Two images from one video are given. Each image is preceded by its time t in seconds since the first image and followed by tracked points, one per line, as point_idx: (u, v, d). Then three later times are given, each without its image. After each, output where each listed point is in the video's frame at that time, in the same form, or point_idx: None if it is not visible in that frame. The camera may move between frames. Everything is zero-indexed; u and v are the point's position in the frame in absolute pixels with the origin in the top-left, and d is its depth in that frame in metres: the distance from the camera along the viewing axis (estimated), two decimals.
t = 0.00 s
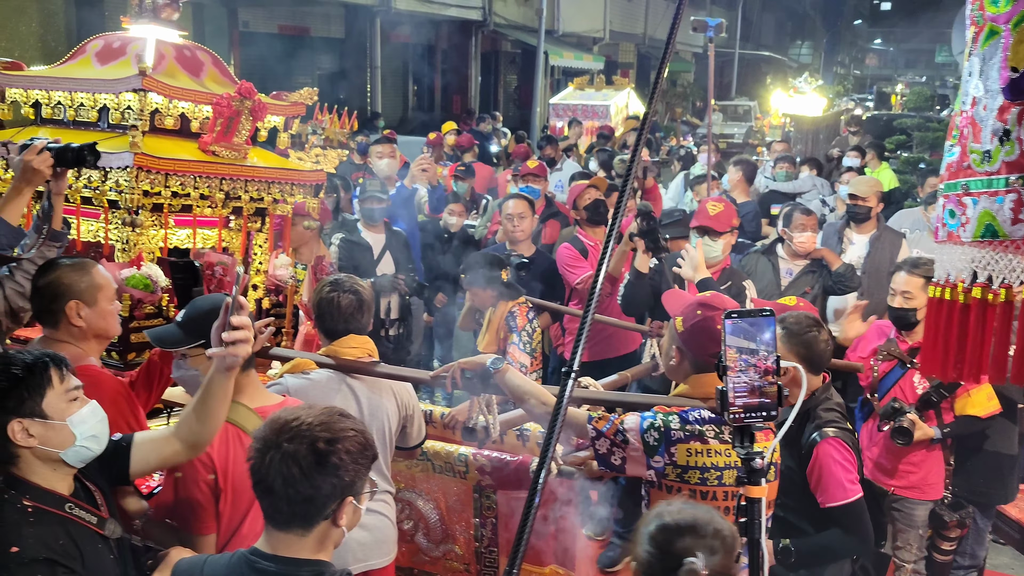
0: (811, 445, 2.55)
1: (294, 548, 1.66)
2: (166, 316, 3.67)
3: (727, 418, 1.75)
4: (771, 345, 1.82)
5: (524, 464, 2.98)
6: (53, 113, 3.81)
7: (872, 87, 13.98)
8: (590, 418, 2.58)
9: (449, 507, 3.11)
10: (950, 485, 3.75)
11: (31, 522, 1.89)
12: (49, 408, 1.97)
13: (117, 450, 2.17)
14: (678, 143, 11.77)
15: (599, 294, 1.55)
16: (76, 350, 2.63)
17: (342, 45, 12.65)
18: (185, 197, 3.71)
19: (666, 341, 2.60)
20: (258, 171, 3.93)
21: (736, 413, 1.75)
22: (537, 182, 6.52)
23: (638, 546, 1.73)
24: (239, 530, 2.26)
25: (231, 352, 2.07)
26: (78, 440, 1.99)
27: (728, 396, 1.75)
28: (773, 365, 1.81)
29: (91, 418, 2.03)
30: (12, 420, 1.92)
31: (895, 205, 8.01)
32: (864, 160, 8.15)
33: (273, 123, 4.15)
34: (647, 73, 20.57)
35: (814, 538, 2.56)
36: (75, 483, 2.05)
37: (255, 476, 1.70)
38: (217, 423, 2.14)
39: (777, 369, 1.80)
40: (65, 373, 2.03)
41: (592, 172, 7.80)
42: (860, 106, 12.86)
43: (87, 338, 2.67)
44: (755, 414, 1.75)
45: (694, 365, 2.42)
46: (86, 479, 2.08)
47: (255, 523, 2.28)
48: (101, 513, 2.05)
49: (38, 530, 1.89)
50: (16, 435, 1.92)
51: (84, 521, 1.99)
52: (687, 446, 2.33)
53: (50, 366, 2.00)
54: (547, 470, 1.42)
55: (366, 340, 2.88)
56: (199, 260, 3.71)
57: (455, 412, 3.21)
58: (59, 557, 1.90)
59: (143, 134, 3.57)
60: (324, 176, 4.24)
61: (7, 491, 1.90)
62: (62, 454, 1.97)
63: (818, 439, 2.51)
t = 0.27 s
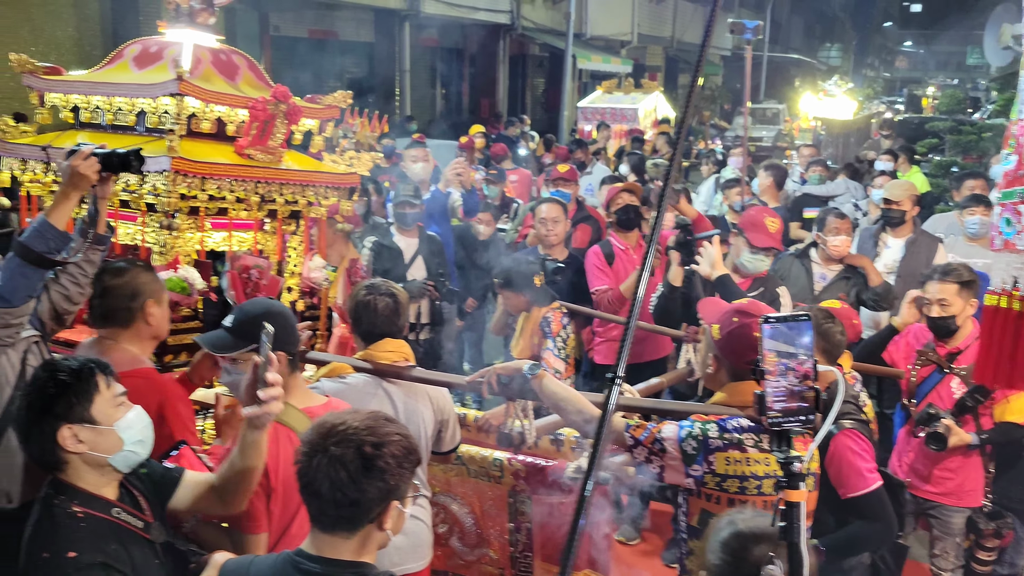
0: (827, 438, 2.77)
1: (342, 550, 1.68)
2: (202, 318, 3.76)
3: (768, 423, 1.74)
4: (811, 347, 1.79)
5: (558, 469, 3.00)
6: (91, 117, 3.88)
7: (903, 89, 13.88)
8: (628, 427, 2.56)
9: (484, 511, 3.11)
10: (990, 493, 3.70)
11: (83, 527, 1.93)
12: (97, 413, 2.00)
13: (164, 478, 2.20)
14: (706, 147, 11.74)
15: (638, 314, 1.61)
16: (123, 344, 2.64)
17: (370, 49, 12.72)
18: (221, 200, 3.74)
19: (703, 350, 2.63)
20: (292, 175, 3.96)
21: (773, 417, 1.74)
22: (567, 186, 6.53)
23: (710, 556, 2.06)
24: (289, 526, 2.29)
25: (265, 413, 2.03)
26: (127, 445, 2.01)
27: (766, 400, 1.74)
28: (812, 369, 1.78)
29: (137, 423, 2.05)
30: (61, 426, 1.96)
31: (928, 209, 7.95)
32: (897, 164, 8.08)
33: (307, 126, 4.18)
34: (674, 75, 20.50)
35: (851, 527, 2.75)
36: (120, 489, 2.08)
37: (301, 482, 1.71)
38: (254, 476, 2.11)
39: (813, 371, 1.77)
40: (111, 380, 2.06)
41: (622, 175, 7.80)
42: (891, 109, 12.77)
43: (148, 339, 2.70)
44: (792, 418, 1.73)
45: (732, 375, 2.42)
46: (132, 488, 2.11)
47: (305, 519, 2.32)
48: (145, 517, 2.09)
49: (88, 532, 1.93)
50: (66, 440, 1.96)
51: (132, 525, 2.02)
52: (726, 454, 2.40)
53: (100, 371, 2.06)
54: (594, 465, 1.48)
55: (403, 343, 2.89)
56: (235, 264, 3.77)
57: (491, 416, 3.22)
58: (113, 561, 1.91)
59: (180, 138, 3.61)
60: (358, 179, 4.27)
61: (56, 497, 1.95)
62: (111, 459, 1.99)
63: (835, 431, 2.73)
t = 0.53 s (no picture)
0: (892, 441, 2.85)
1: (405, 548, 1.71)
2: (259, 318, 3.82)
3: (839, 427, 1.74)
4: (881, 353, 1.78)
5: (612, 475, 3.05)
6: (156, 120, 4.01)
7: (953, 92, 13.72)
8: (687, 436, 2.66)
9: (536, 516, 3.13)
10: None
11: (164, 529, 1.98)
12: (176, 417, 2.07)
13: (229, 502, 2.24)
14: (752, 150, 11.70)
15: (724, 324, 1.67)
16: (194, 338, 2.68)
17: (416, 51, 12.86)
18: (280, 203, 3.82)
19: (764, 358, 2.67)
20: (350, 179, 4.02)
21: (845, 422, 1.74)
22: (617, 190, 6.55)
23: (792, 563, 2.00)
24: (365, 522, 2.33)
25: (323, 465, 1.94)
26: (203, 447, 2.09)
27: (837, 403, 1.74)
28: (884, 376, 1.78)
29: (211, 427, 2.12)
30: (142, 431, 2.02)
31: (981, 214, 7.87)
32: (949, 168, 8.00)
33: (365, 132, 4.28)
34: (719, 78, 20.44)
35: (918, 534, 2.79)
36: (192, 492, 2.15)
37: (376, 471, 1.75)
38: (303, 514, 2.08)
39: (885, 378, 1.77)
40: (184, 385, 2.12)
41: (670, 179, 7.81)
42: (941, 112, 12.63)
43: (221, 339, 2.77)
44: (867, 424, 1.73)
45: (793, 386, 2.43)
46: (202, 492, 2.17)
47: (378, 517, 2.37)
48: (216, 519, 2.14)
49: (172, 535, 1.99)
50: (148, 444, 2.02)
51: (206, 527, 2.07)
52: (788, 464, 2.47)
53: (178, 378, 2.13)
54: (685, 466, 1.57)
55: (460, 346, 2.91)
56: (293, 266, 4.07)
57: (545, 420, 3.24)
58: (197, 564, 1.98)
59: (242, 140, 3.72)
60: (414, 185, 4.32)
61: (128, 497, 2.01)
62: (188, 461, 2.07)
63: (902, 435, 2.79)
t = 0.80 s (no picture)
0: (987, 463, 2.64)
1: (479, 553, 1.72)
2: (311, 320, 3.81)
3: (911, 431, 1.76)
4: (954, 360, 1.82)
5: (665, 479, 3.03)
6: (214, 123, 4.16)
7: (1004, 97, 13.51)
8: (743, 436, 2.55)
9: (587, 520, 3.13)
10: None
11: (241, 531, 2.00)
12: (251, 420, 2.10)
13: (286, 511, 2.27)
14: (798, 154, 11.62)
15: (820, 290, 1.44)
16: (257, 333, 2.73)
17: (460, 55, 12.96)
18: (334, 206, 3.90)
19: (824, 357, 2.60)
20: (405, 184, 4.06)
21: (920, 427, 1.75)
22: (665, 193, 6.55)
23: (858, 570, 1.99)
24: (436, 522, 2.35)
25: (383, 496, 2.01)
26: (274, 451, 2.13)
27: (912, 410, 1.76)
28: (955, 380, 1.80)
29: (280, 431, 2.17)
30: (220, 434, 2.04)
31: None
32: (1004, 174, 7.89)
33: (418, 136, 4.42)
34: (763, 81, 20.27)
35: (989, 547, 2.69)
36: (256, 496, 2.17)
37: (454, 473, 1.77)
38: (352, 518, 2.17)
39: (957, 381, 1.80)
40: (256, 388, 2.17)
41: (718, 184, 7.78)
42: (992, 116, 12.46)
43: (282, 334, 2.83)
44: (940, 429, 1.74)
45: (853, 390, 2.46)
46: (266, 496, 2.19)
47: (448, 519, 2.39)
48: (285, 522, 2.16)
49: (247, 534, 2.01)
50: (225, 447, 2.04)
51: (274, 530, 2.08)
52: (847, 468, 2.35)
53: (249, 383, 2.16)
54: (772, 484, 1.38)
55: (514, 351, 2.93)
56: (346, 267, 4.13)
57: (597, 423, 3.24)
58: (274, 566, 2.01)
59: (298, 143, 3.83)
60: (466, 191, 4.33)
61: (199, 497, 2.03)
62: (261, 465, 2.10)
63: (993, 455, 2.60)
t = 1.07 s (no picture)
0: None
1: (542, 557, 1.69)
2: (348, 320, 3.91)
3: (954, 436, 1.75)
4: (999, 370, 1.84)
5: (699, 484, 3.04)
6: (254, 125, 4.28)
7: None
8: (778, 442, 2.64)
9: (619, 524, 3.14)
10: None
11: (283, 528, 1.96)
12: (284, 435, 2.04)
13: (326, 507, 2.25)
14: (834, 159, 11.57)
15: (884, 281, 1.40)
16: (297, 328, 2.79)
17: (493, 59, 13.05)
18: (371, 207, 3.99)
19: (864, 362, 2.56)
20: (440, 184, 4.14)
21: (964, 433, 1.75)
22: (700, 198, 6.56)
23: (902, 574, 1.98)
24: (480, 524, 2.33)
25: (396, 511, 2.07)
26: (309, 469, 2.07)
27: (958, 417, 1.75)
28: (998, 385, 1.83)
29: (324, 447, 2.10)
30: (246, 439, 2.00)
31: None
32: None
33: (454, 138, 4.51)
34: (797, 86, 20.21)
35: None
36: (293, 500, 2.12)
37: (522, 476, 1.75)
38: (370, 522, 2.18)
39: (1001, 386, 1.83)
40: (308, 401, 2.10)
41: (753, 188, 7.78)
42: None
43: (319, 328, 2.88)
44: (983, 435, 1.75)
45: (893, 395, 2.45)
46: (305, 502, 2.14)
47: (496, 519, 2.36)
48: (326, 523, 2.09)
49: (286, 532, 1.96)
50: (251, 452, 2.00)
51: (312, 528, 2.03)
52: (885, 474, 2.37)
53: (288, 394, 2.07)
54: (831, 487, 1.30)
55: (547, 353, 2.95)
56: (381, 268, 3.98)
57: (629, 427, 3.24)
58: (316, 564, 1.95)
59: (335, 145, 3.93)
60: (501, 192, 4.44)
61: (241, 495, 2.00)
62: (288, 480, 2.05)
63: None
